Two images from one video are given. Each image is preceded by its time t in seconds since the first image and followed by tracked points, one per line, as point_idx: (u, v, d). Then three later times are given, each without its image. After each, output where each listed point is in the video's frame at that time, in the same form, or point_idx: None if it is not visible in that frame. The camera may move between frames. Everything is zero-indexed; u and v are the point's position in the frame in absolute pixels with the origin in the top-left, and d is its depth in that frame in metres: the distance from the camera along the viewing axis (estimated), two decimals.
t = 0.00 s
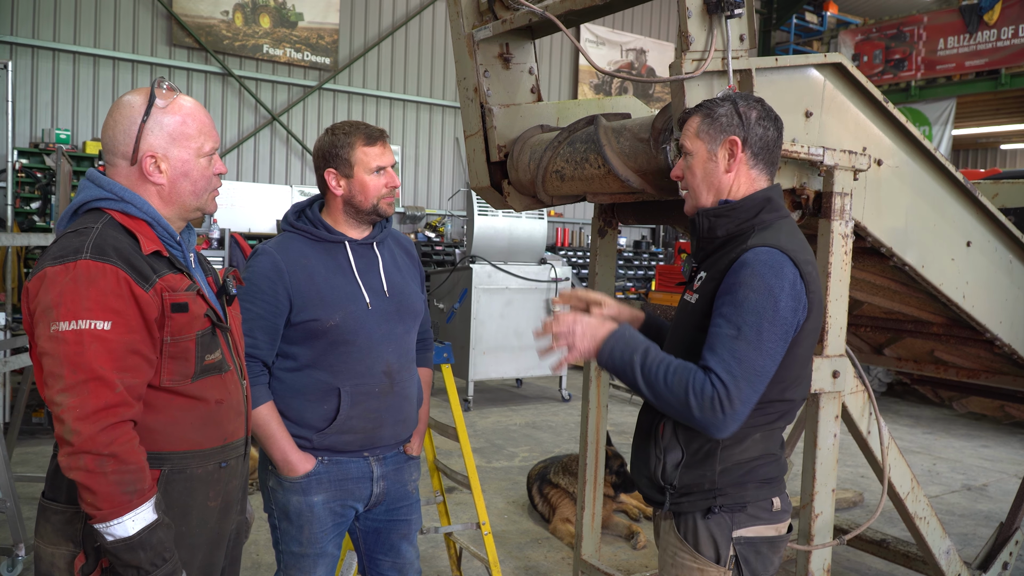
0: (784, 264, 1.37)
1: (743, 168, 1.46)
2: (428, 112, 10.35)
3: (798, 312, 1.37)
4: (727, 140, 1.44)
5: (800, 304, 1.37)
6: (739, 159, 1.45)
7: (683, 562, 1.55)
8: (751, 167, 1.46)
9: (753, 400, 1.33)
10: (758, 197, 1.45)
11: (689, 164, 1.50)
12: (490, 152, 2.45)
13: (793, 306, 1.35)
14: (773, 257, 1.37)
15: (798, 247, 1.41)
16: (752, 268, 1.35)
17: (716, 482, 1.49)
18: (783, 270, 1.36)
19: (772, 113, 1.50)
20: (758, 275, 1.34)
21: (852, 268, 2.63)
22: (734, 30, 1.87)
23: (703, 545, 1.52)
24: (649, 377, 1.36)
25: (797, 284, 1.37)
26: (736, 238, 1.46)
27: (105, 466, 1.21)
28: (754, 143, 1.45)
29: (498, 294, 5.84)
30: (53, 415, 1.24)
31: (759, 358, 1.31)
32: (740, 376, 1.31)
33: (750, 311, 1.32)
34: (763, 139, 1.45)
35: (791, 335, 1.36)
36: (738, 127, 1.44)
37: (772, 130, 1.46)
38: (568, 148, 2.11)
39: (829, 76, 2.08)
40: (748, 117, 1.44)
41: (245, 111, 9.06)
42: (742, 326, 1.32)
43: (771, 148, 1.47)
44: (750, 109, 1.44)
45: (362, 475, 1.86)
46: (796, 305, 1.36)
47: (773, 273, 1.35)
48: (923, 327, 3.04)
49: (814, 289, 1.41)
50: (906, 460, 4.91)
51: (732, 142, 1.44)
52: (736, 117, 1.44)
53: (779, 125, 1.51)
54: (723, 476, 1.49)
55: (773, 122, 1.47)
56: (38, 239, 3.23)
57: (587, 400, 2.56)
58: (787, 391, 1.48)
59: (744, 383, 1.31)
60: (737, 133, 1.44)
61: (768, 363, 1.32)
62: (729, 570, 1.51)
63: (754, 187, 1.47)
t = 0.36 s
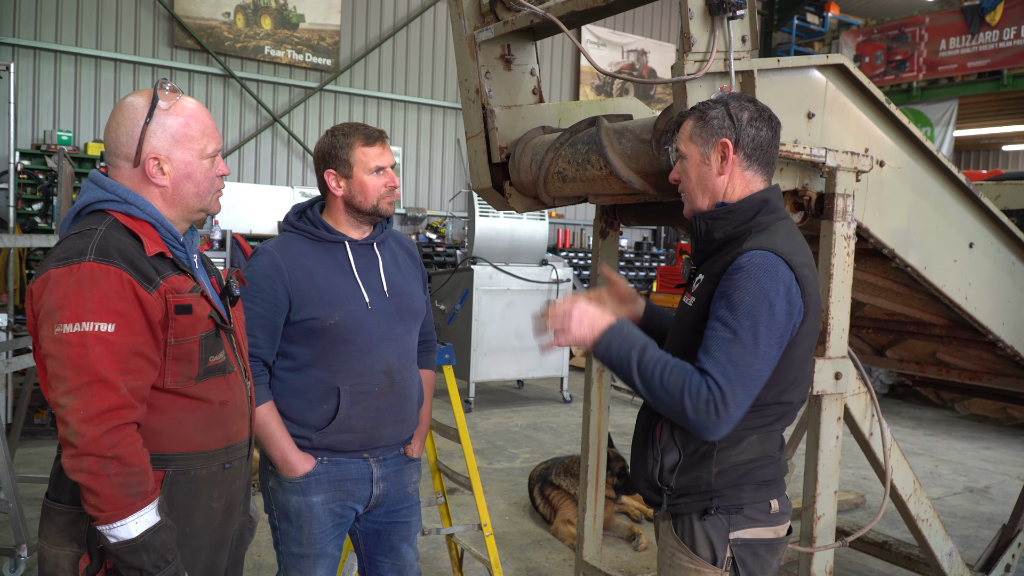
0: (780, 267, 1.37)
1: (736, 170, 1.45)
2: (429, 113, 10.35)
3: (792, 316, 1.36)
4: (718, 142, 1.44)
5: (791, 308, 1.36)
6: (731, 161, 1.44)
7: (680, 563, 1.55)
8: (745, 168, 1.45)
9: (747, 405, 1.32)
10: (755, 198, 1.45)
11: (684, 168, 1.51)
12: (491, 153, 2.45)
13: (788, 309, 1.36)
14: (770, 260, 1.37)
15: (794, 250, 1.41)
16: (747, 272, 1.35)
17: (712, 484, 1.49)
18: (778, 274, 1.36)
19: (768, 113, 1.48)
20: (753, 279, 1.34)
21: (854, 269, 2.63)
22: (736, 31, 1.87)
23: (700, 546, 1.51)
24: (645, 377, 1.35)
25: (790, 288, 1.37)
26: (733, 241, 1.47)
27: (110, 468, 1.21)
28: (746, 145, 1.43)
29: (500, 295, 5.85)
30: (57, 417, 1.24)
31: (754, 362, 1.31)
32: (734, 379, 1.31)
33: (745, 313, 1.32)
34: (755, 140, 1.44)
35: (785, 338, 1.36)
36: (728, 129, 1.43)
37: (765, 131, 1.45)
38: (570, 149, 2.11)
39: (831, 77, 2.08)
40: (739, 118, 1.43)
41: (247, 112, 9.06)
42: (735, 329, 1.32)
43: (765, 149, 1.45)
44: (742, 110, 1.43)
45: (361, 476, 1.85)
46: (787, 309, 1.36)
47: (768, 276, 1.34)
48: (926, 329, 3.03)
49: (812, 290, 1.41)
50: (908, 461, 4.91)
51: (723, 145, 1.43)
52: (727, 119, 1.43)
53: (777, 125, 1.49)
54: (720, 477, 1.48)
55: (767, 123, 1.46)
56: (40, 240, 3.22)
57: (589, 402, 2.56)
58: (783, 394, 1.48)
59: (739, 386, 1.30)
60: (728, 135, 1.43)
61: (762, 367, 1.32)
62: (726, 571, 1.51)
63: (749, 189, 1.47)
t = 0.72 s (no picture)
0: (778, 270, 1.36)
1: (721, 176, 1.45)
2: (431, 113, 10.35)
3: (784, 319, 1.35)
4: (700, 150, 1.44)
5: (785, 310, 1.35)
6: (715, 168, 1.44)
7: (680, 563, 1.55)
8: (730, 174, 1.44)
9: (721, 400, 1.30)
10: (754, 200, 1.44)
11: (676, 175, 1.53)
12: (494, 154, 2.45)
13: (781, 310, 1.35)
14: (768, 261, 1.36)
15: (792, 251, 1.40)
16: (743, 272, 1.35)
17: (712, 485, 1.49)
18: (775, 275, 1.35)
19: (756, 112, 1.46)
20: (748, 279, 1.34)
21: (857, 270, 2.63)
22: (739, 31, 1.87)
23: (700, 547, 1.51)
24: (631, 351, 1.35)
25: (787, 290, 1.36)
26: (733, 241, 1.47)
27: (115, 471, 1.21)
28: (728, 150, 1.42)
29: (502, 296, 5.85)
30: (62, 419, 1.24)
31: (737, 357, 1.30)
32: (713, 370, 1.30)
33: (736, 310, 1.32)
34: (737, 144, 1.42)
35: (775, 339, 1.35)
36: (709, 136, 1.43)
37: (749, 133, 1.43)
38: (573, 149, 2.11)
39: (834, 78, 2.08)
40: (719, 124, 1.42)
41: (249, 113, 9.07)
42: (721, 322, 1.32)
43: (751, 152, 1.43)
44: (722, 115, 1.42)
45: (366, 477, 1.86)
46: (780, 311, 1.35)
47: (763, 277, 1.34)
48: (929, 329, 3.03)
49: (809, 292, 1.41)
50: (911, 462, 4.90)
51: (704, 153, 1.44)
52: (708, 126, 1.43)
53: (767, 124, 1.46)
54: (720, 479, 1.49)
55: (753, 124, 1.43)
56: (44, 241, 3.23)
57: (592, 402, 2.56)
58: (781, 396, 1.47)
59: (715, 379, 1.29)
60: (709, 143, 1.43)
61: (744, 365, 1.31)
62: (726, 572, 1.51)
63: (738, 193, 1.45)
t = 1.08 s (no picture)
0: (741, 263, 1.34)
1: (698, 179, 1.45)
2: (433, 114, 10.36)
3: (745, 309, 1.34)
4: (679, 151, 1.45)
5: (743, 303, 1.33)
6: (692, 169, 1.45)
7: (670, 560, 1.56)
8: (707, 177, 1.45)
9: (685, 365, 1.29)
10: (726, 200, 1.43)
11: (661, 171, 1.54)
12: (496, 155, 2.46)
13: (740, 302, 1.33)
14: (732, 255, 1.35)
15: (757, 246, 1.36)
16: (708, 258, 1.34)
17: (694, 482, 1.49)
18: (739, 268, 1.34)
19: (739, 114, 1.43)
20: (712, 263, 1.33)
21: (859, 271, 2.62)
22: (741, 33, 1.88)
23: (685, 543, 1.52)
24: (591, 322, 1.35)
25: (748, 283, 1.34)
26: (710, 242, 1.46)
27: (120, 471, 1.22)
28: (705, 154, 1.42)
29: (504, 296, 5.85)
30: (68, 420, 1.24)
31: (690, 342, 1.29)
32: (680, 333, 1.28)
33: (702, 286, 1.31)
34: (714, 149, 1.41)
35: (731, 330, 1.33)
36: (689, 138, 1.43)
37: (727, 137, 1.41)
38: (575, 150, 2.12)
39: (836, 79, 2.08)
40: (698, 127, 1.41)
41: (251, 113, 9.07)
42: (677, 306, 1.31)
43: (728, 156, 1.42)
44: (700, 118, 1.41)
45: (371, 477, 1.87)
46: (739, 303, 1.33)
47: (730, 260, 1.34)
48: (930, 330, 3.03)
49: (776, 287, 1.37)
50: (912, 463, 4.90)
51: (683, 155, 1.44)
52: (688, 128, 1.43)
53: (749, 127, 1.43)
54: (700, 477, 1.48)
55: (732, 128, 1.42)
56: (46, 241, 3.23)
57: (593, 402, 2.56)
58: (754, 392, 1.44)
59: (682, 342, 1.28)
60: (687, 145, 1.43)
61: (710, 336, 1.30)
62: (712, 570, 1.50)
63: (715, 195, 1.46)
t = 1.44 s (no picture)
0: (734, 269, 1.33)
1: (695, 175, 1.46)
2: (435, 115, 10.37)
3: (736, 315, 1.32)
4: (675, 147, 1.46)
5: (732, 310, 1.32)
6: (689, 165, 1.46)
7: (663, 560, 1.56)
8: (703, 174, 1.45)
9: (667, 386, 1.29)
10: (720, 198, 1.44)
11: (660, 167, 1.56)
12: (498, 156, 2.46)
13: (732, 308, 1.32)
14: (725, 261, 1.34)
15: (749, 249, 1.36)
16: (696, 268, 1.33)
17: (688, 484, 1.49)
18: (729, 274, 1.32)
19: (736, 108, 1.42)
20: (699, 273, 1.32)
21: (860, 272, 2.62)
22: (743, 35, 1.88)
23: (679, 544, 1.52)
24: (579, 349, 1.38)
25: (739, 290, 1.32)
26: (702, 241, 1.48)
27: (122, 472, 1.22)
28: (700, 150, 1.42)
29: (505, 298, 5.85)
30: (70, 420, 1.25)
31: (680, 355, 1.29)
32: (659, 355, 1.29)
33: (688, 300, 1.30)
34: (709, 145, 1.41)
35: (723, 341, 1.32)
36: (684, 134, 1.43)
37: (723, 131, 1.40)
38: (577, 152, 2.12)
39: (838, 82, 2.08)
40: (692, 123, 1.41)
41: (254, 114, 9.09)
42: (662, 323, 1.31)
43: (722, 152, 1.41)
44: (696, 113, 1.41)
45: (374, 479, 1.87)
46: (730, 310, 1.31)
47: (717, 270, 1.32)
48: (932, 333, 3.02)
49: (767, 289, 1.36)
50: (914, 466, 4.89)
51: (678, 151, 1.45)
52: (683, 125, 1.43)
53: (746, 122, 1.41)
54: (694, 479, 1.49)
55: (726, 122, 1.41)
56: (50, 241, 3.24)
57: (594, 404, 2.55)
58: (748, 395, 1.44)
59: (660, 364, 1.28)
60: (682, 141, 1.44)
61: (692, 354, 1.29)
62: (705, 571, 1.51)
63: (711, 192, 1.46)
